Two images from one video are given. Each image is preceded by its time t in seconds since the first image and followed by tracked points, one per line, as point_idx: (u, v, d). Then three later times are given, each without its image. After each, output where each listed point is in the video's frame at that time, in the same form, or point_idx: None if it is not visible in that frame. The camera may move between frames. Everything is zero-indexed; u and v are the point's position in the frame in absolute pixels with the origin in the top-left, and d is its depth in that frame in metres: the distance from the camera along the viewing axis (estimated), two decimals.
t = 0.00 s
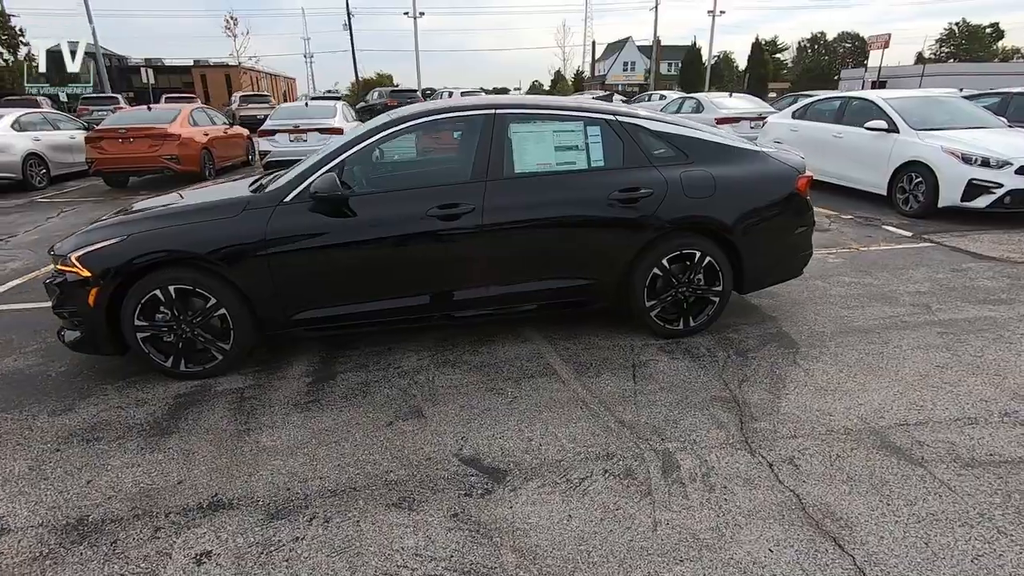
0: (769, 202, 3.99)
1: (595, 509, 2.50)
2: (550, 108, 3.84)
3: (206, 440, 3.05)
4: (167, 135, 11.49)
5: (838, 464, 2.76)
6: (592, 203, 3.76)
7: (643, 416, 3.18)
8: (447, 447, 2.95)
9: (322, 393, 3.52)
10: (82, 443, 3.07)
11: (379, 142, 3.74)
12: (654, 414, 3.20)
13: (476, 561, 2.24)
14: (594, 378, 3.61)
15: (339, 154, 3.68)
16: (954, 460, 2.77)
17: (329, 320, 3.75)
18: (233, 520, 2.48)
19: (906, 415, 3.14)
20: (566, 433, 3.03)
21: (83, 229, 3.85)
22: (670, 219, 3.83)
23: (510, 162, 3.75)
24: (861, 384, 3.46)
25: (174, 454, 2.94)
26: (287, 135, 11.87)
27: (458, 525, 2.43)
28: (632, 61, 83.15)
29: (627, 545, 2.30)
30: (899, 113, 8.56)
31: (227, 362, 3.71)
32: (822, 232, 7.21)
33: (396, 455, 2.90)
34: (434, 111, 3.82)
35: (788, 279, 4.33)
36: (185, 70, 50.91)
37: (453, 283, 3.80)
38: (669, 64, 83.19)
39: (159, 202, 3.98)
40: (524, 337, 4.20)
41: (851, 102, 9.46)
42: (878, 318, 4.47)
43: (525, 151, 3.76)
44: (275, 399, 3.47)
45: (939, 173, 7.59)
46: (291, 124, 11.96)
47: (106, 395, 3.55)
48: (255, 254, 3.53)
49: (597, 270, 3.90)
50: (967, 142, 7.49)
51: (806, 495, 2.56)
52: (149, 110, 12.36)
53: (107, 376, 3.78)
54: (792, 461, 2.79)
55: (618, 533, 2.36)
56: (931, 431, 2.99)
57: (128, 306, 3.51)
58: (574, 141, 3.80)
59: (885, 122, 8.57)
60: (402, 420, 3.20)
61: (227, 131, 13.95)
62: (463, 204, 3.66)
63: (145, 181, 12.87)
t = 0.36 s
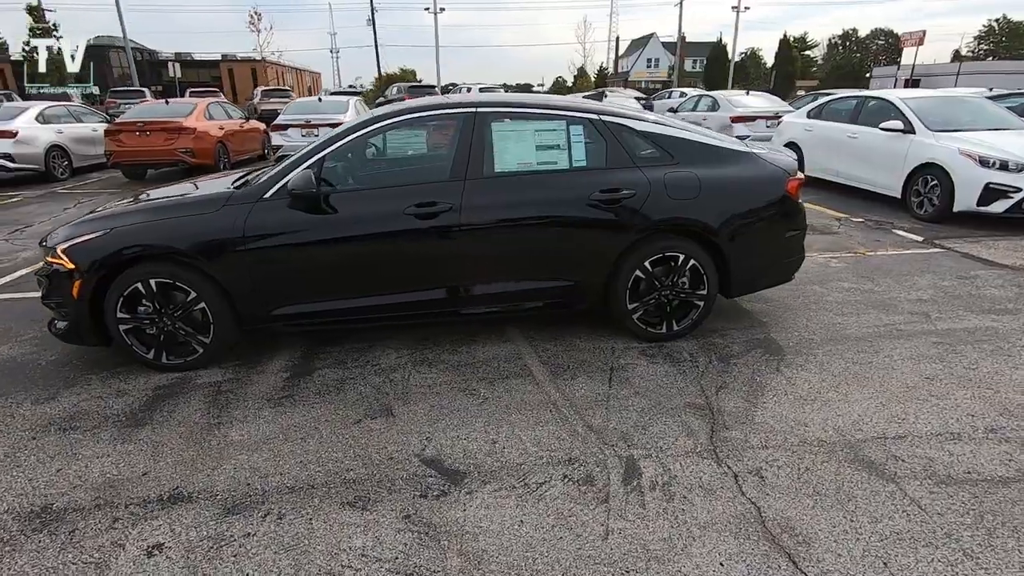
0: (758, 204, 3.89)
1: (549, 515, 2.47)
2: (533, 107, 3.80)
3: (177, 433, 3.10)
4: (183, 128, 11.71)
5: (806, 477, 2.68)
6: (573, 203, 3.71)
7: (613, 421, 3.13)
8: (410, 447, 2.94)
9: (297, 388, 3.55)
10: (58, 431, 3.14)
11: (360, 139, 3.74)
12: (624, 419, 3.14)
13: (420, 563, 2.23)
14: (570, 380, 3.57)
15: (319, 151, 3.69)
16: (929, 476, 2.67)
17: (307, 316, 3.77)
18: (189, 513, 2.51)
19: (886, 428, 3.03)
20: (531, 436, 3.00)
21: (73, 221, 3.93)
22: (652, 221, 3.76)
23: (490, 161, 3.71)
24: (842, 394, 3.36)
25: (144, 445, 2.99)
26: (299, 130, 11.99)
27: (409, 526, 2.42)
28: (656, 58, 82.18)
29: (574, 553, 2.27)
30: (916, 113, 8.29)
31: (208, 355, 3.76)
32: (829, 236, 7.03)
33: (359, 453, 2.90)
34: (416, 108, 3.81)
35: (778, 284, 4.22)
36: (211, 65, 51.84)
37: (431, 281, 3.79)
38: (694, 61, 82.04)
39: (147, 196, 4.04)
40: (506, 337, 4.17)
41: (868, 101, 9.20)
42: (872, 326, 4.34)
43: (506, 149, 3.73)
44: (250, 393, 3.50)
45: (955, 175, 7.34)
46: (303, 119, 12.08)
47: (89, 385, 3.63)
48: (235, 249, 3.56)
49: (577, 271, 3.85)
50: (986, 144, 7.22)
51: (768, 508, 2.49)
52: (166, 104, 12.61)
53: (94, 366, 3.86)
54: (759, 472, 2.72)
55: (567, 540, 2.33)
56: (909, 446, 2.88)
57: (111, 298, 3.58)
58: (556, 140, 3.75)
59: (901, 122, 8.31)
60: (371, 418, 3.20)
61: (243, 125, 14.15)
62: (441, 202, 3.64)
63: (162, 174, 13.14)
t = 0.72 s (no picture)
0: (747, 200, 3.82)
1: (513, 511, 2.46)
2: (517, 102, 3.78)
3: (158, 424, 3.15)
4: (196, 126, 11.91)
5: (779, 478, 2.63)
6: (556, 199, 3.68)
7: (588, 418, 3.11)
8: (384, 441, 2.95)
9: (280, 382, 3.59)
10: (47, 420, 3.23)
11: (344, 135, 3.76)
12: (601, 417, 3.12)
13: (379, 556, 2.24)
14: (551, 377, 3.55)
15: (304, 147, 3.72)
16: (906, 480, 2.60)
17: (293, 310, 3.81)
18: (161, 503, 2.56)
19: (868, 429, 2.96)
20: (505, 432, 2.99)
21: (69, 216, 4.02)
22: (637, 217, 3.72)
23: (474, 157, 3.71)
24: (827, 395, 3.28)
25: (126, 436, 3.05)
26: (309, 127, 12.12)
27: (373, 519, 2.43)
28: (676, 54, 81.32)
29: (533, 550, 2.26)
30: (930, 108, 8.07)
31: (196, 349, 3.82)
32: (835, 234, 6.88)
33: (333, 446, 2.92)
34: (400, 104, 3.81)
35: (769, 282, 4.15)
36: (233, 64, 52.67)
37: (415, 277, 3.80)
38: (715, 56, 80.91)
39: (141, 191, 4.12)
40: (492, 334, 4.17)
41: (881, 96, 8.98)
42: (868, 326, 4.24)
43: (489, 145, 3.72)
44: (235, 386, 3.55)
45: (968, 172, 7.13)
46: (313, 116, 12.20)
47: (81, 376, 3.72)
48: (220, 244, 3.61)
49: (562, 267, 3.82)
50: (1000, 139, 7.00)
51: (735, 509, 2.45)
52: (181, 102, 12.83)
53: (88, 358, 3.95)
54: (732, 472, 2.68)
55: (527, 536, 2.32)
56: (890, 448, 2.81)
57: (102, 291, 3.66)
58: (539, 135, 3.73)
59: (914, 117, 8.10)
60: (348, 413, 3.22)
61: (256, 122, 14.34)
62: (424, 197, 3.65)
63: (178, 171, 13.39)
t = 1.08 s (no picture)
0: (727, 202, 3.78)
1: (466, 510, 2.49)
2: (496, 104, 3.81)
3: (139, 418, 3.26)
4: (212, 128, 12.21)
5: (737, 484, 2.61)
6: (532, 201, 3.70)
7: (555, 419, 3.12)
8: (351, 438, 3.01)
9: (261, 379, 3.67)
10: (37, 413, 3.36)
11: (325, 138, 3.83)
12: (568, 418, 3.13)
13: (329, 550, 2.29)
14: (525, 378, 3.57)
15: (286, 149, 3.80)
16: (868, 487, 2.56)
17: (276, 309, 3.90)
18: (131, 494, 2.65)
19: (837, 435, 2.92)
20: (470, 432, 3.02)
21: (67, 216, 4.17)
22: (614, 219, 3.72)
23: (452, 159, 3.75)
24: (801, 400, 3.24)
25: (107, 429, 3.17)
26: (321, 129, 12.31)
27: (329, 514, 2.49)
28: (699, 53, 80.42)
29: (480, 548, 2.28)
30: (943, 107, 7.86)
31: (184, 345, 3.93)
32: (839, 237, 6.75)
33: (301, 442, 2.99)
34: (381, 107, 3.87)
35: (753, 285, 4.10)
36: (258, 67, 53.71)
37: (394, 277, 3.86)
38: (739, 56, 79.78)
39: (135, 192, 4.25)
40: (473, 334, 4.20)
41: (894, 95, 8.78)
42: (856, 330, 4.16)
43: (467, 147, 3.75)
44: (217, 382, 3.65)
45: (979, 173, 6.94)
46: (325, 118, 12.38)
47: (74, 370, 3.86)
48: (204, 244, 3.72)
49: (540, 269, 3.84)
50: (1012, 139, 6.80)
51: (688, 513, 2.45)
52: (198, 105, 13.15)
53: (83, 353, 4.10)
54: (690, 476, 2.67)
55: (476, 535, 2.35)
56: (857, 456, 2.76)
57: (93, 289, 3.79)
58: (517, 137, 3.76)
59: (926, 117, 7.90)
60: (321, 410, 3.29)
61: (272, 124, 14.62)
62: (402, 199, 3.70)
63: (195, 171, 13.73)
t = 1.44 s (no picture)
0: (724, 207, 3.72)
1: (436, 508, 2.52)
2: (492, 106, 3.83)
3: (138, 408, 3.39)
4: (241, 127, 12.58)
5: (712, 493, 2.57)
6: (525, 203, 3.71)
7: (537, 422, 3.12)
8: (335, 434, 3.07)
9: (257, 373, 3.78)
10: (46, 398, 3.53)
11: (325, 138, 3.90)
12: (550, 421, 3.12)
13: (299, 543, 2.35)
14: (513, 379, 3.58)
15: (287, 149, 3.89)
16: (847, 503, 2.49)
17: (275, 305, 4.01)
18: (121, 479, 2.77)
19: (823, 448, 2.84)
20: (451, 432, 3.05)
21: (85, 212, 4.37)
22: (607, 222, 3.70)
23: (447, 161, 3.78)
24: (792, 411, 3.16)
25: (108, 417, 3.31)
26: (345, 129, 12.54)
27: (303, 507, 2.55)
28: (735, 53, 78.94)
29: (444, 547, 2.31)
30: (976, 110, 7.55)
31: (188, 338, 4.07)
32: (858, 244, 6.55)
33: (287, 436, 3.07)
34: (380, 108, 3.92)
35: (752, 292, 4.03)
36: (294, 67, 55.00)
37: (389, 277, 3.92)
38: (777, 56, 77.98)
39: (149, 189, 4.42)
40: (468, 334, 4.23)
41: (925, 97, 8.46)
42: (861, 340, 4.02)
43: (462, 149, 3.78)
44: (216, 375, 3.77)
45: (1012, 179, 6.67)
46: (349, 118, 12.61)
47: (86, 359, 4.04)
48: (208, 241, 3.84)
49: (533, 270, 3.83)
50: None
51: (657, 521, 2.42)
52: (229, 104, 13.56)
53: (97, 342, 4.29)
54: (665, 484, 2.64)
55: (442, 534, 2.37)
56: (841, 470, 2.69)
57: (105, 282, 3.96)
58: (512, 139, 3.76)
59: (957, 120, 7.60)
60: (311, 405, 3.36)
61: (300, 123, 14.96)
62: (396, 199, 3.75)
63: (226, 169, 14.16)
